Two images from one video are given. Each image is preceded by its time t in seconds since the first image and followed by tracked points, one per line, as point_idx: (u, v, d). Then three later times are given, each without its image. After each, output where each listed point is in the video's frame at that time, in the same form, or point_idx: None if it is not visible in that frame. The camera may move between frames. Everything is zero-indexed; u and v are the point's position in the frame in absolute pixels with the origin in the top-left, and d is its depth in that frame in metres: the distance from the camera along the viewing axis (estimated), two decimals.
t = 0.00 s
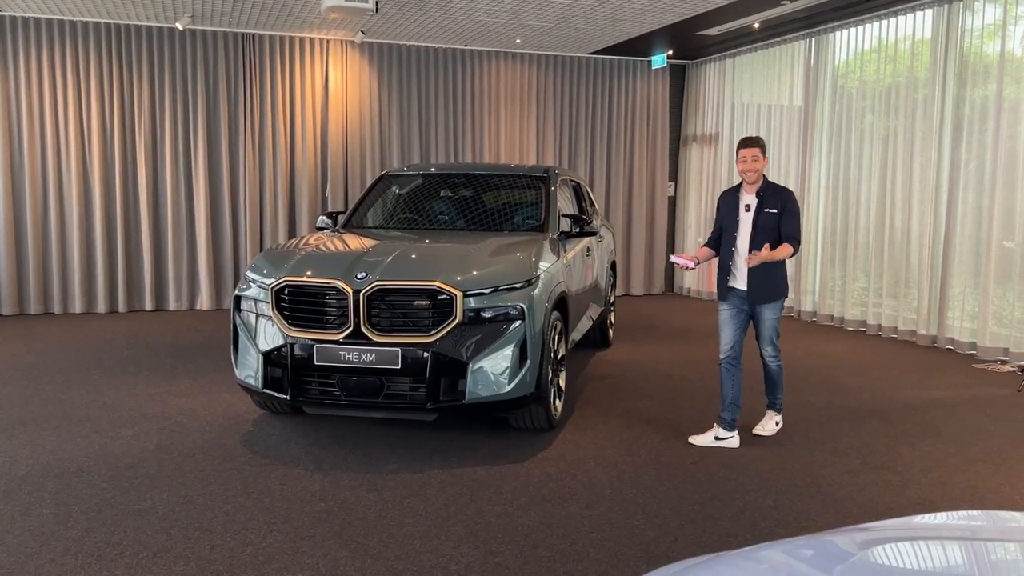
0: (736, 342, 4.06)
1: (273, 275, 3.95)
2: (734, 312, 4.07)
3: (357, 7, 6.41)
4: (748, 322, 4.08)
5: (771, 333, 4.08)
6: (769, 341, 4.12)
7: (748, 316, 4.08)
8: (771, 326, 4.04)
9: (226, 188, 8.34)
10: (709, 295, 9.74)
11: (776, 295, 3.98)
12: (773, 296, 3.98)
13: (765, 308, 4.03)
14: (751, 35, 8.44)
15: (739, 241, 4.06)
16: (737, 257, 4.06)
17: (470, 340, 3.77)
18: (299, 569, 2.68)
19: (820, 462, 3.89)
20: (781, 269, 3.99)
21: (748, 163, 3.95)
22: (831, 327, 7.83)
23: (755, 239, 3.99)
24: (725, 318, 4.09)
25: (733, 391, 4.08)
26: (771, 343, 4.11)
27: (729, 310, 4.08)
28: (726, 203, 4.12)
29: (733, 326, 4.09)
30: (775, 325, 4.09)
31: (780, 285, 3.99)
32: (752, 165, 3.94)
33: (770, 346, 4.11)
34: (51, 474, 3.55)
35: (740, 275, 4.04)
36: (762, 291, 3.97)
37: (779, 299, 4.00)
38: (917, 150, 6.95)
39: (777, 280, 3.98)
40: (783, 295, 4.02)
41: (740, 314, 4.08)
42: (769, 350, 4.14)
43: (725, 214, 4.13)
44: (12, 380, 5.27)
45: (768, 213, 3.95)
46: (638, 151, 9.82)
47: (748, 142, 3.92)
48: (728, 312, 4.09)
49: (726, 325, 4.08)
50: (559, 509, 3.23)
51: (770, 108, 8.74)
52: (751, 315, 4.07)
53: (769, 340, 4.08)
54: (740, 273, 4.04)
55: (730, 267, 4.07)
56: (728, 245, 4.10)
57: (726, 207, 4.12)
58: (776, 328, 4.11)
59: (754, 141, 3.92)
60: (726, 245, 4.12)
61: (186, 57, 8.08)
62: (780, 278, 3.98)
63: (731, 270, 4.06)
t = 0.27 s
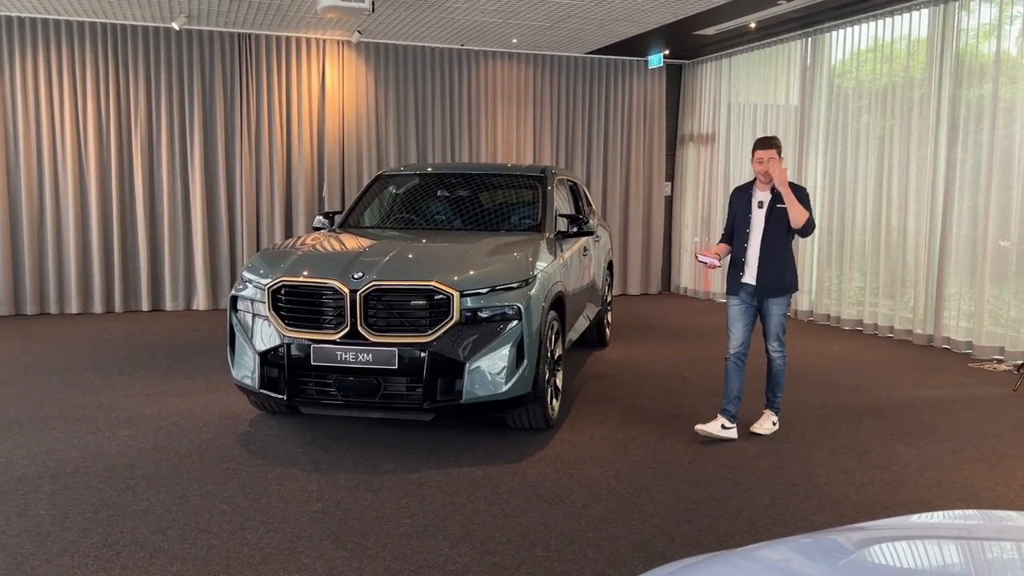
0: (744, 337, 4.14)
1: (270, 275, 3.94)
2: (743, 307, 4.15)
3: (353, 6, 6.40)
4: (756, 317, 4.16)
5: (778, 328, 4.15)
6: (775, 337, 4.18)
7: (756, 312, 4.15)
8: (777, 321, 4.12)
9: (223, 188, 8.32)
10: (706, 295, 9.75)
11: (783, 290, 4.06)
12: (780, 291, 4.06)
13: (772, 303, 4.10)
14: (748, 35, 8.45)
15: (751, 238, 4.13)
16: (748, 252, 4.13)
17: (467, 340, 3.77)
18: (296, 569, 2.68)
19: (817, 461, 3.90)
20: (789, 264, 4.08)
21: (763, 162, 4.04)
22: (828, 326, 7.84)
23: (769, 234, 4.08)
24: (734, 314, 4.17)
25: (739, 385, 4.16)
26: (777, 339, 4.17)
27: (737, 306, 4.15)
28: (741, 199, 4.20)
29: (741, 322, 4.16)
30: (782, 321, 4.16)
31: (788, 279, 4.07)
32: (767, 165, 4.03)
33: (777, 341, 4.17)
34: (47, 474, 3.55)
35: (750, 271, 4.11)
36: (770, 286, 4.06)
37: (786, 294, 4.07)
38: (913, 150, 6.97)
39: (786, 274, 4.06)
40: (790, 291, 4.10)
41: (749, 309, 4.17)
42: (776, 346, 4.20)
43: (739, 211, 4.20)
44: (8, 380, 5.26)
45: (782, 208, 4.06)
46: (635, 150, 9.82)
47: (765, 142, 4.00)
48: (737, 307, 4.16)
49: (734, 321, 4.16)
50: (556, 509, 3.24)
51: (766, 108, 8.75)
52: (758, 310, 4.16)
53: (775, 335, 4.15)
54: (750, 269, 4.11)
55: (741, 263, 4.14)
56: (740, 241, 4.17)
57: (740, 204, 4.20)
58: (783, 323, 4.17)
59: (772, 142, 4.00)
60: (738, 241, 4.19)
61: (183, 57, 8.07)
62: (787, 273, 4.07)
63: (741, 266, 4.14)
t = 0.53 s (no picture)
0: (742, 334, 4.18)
1: (269, 275, 3.94)
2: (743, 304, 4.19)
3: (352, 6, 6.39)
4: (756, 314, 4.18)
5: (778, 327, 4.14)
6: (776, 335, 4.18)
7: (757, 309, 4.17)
8: (777, 320, 4.12)
9: (221, 188, 8.32)
10: (705, 294, 9.75)
11: (783, 288, 4.07)
12: (778, 290, 4.06)
13: (772, 301, 4.11)
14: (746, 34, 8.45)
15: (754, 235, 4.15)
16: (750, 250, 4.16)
17: (466, 339, 3.77)
18: (295, 569, 2.68)
19: (816, 460, 3.90)
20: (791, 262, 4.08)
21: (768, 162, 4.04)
22: (827, 325, 7.84)
23: (772, 232, 4.08)
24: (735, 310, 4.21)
25: (736, 381, 4.21)
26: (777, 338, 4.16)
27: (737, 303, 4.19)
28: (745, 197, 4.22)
29: (741, 319, 4.20)
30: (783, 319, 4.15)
31: (789, 278, 4.07)
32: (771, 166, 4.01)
33: (776, 340, 4.16)
34: (46, 474, 3.54)
35: (751, 268, 4.14)
36: (768, 284, 4.08)
37: (787, 292, 4.07)
38: (911, 150, 6.97)
39: (787, 272, 4.06)
40: (791, 289, 4.09)
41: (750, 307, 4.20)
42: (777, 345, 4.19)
43: (743, 208, 4.22)
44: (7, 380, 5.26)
45: (787, 206, 4.06)
46: (633, 150, 9.82)
47: (769, 142, 3.99)
48: (738, 304, 4.20)
49: (734, 317, 4.20)
50: (555, 508, 3.24)
51: (765, 107, 8.75)
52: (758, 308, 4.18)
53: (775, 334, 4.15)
54: (751, 266, 4.14)
55: (743, 260, 4.17)
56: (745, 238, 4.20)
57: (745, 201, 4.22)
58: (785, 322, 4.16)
59: (777, 143, 3.97)
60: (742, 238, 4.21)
61: (181, 57, 8.06)
62: (789, 271, 4.06)
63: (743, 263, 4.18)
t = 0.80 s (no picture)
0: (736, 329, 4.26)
1: (269, 275, 3.94)
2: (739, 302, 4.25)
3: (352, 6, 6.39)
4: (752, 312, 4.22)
5: (773, 326, 4.13)
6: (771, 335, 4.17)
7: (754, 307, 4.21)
8: (769, 318, 4.12)
9: (221, 188, 8.32)
10: (705, 294, 9.75)
11: (774, 287, 4.07)
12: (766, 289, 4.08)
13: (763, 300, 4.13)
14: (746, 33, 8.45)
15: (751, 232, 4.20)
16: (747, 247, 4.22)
17: (466, 339, 3.77)
18: (296, 569, 2.68)
19: (816, 460, 3.90)
20: (785, 262, 4.07)
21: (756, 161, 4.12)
22: (827, 325, 7.84)
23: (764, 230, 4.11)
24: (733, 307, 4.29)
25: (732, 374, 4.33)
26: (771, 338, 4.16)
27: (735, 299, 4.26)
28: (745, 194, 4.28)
29: (739, 315, 4.27)
30: (779, 319, 4.13)
31: (781, 277, 4.06)
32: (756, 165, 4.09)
33: (771, 340, 4.15)
34: (46, 474, 3.55)
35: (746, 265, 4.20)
36: (759, 282, 4.11)
37: (778, 291, 4.07)
38: (912, 149, 6.97)
39: (778, 272, 4.07)
40: (785, 289, 4.08)
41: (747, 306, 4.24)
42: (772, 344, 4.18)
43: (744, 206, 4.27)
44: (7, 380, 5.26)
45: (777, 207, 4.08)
46: (633, 149, 9.82)
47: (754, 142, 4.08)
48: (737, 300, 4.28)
49: (731, 313, 4.29)
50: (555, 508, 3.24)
51: (765, 107, 8.75)
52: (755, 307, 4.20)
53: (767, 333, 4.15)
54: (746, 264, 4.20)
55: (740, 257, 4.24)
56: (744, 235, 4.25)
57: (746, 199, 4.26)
58: (781, 322, 4.14)
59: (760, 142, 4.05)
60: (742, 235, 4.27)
61: (181, 57, 8.06)
62: (780, 270, 4.06)
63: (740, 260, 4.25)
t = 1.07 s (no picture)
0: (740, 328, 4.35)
1: (270, 275, 3.94)
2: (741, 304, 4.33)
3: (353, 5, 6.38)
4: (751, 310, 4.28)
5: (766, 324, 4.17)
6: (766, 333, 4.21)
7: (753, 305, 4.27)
8: (761, 316, 4.18)
9: (223, 188, 8.32)
10: (707, 293, 9.74)
11: (759, 284, 4.16)
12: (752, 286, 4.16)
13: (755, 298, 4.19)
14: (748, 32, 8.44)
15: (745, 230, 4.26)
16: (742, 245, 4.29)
17: (468, 339, 3.77)
18: (298, 569, 2.68)
19: (817, 459, 3.90)
20: (770, 258, 4.13)
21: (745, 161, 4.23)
22: (828, 324, 7.84)
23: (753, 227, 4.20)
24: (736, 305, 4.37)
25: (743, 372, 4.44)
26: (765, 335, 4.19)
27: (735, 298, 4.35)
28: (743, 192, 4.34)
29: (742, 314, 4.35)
30: (772, 317, 4.16)
31: (766, 273, 4.13)
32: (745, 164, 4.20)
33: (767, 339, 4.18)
34: (48, 474, 3.55)
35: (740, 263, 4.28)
36: (749, 280, 4.20)
37: (763, 288, 4.15)
38: (913, 148, 6.96)
39: (763, 269, 4.14)
40: (770, 285, 4.14)
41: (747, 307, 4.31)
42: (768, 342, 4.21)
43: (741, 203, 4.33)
44: (9, 380, 5.26)
45: (761, 205, 4.17)
46: (634, 149, 9.82)
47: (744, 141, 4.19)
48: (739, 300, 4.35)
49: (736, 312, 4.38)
50: (557, 507, 3.24)
51: (766, 106, 8.74)
52: (752, 307, 4.26)
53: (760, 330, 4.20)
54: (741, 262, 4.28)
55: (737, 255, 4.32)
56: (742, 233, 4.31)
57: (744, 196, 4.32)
58: (775, 320, 4.16)
59: (748, 141, 4.16)
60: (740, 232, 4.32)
61: (182, 57, 8.07)
62: (765, 267, 4.13)
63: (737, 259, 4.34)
